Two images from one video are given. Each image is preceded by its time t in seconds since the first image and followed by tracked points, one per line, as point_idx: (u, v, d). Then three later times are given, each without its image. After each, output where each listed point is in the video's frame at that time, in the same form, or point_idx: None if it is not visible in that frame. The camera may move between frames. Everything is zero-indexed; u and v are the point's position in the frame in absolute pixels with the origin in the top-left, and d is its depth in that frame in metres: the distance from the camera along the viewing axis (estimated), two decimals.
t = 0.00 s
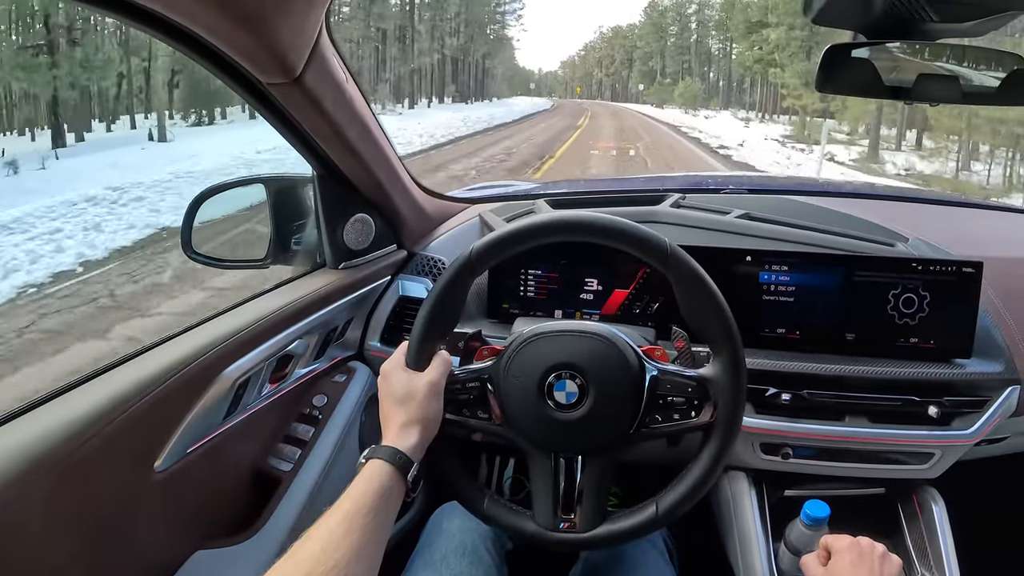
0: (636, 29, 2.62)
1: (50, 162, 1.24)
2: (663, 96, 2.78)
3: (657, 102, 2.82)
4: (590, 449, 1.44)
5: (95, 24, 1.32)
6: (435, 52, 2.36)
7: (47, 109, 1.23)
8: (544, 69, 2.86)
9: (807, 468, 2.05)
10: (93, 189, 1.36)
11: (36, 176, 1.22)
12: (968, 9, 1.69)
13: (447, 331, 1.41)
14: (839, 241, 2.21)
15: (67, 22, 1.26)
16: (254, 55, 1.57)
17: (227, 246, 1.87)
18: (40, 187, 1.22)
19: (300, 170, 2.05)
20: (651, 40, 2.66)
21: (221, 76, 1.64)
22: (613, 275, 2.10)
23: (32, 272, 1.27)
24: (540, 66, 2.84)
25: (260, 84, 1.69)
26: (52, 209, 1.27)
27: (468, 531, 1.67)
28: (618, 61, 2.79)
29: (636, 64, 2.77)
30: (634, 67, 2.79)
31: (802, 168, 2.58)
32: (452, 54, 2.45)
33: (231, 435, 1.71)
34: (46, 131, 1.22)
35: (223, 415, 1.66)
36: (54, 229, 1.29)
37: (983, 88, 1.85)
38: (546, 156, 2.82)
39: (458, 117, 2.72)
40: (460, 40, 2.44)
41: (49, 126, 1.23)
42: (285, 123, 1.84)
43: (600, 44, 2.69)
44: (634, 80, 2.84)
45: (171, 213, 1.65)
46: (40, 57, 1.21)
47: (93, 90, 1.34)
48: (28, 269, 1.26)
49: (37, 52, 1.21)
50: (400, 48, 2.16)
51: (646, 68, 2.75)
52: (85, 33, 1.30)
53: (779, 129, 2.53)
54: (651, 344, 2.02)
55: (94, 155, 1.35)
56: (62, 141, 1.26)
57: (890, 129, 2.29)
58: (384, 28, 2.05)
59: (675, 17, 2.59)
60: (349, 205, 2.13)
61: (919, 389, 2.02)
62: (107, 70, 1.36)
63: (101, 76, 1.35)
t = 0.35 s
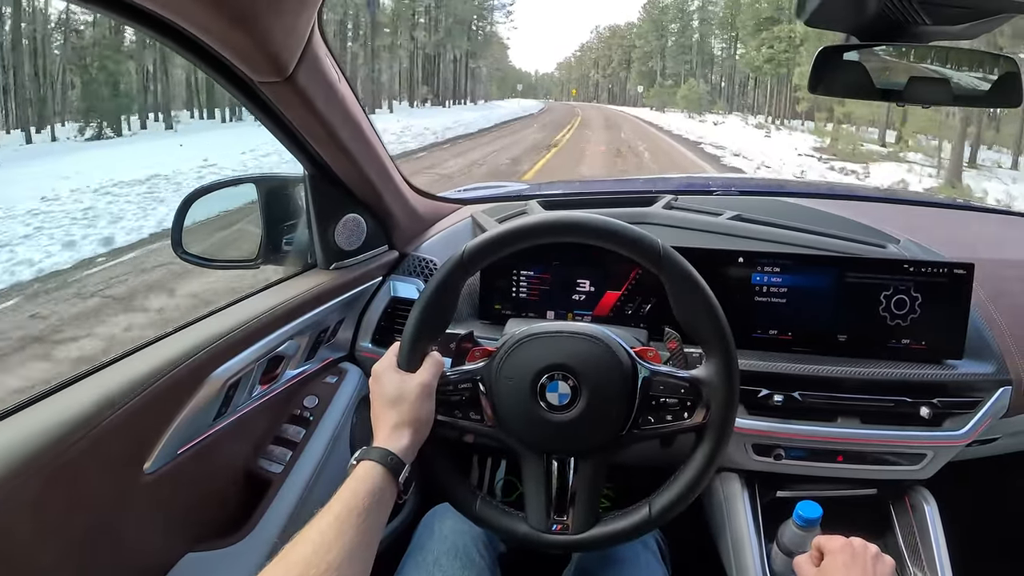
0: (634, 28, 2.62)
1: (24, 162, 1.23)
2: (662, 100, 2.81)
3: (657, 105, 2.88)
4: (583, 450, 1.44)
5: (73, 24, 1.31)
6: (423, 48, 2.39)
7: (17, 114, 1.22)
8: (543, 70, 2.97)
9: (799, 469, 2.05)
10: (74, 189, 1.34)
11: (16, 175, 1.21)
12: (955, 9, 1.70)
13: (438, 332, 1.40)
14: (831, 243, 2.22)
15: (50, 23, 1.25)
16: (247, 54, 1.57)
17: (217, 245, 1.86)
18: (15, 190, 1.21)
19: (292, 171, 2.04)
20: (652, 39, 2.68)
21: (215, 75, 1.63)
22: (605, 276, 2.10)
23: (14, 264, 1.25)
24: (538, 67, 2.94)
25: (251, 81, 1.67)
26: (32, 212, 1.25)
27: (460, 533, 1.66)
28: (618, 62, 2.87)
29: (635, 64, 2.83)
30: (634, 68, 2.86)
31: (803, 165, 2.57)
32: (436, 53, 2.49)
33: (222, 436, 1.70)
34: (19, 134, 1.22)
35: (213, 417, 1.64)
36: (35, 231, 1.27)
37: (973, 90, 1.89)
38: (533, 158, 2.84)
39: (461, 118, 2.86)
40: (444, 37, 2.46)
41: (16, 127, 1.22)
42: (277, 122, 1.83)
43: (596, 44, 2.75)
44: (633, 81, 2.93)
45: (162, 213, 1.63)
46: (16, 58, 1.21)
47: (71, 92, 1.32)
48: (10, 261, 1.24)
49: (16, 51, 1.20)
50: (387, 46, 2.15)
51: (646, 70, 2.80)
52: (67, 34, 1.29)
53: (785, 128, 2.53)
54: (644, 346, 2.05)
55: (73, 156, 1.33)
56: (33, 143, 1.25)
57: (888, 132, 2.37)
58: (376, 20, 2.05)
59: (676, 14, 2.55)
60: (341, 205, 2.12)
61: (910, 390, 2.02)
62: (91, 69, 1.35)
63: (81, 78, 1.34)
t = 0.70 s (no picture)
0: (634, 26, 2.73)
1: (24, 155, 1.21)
2: (665, 101, 2.88)
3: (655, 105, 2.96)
4: (579, 451, 1.43)
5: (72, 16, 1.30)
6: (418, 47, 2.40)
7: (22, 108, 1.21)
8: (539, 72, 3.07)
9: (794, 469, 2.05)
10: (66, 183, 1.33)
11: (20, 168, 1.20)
12: (953, 9, 1.67)
13: (434, 332, 1.39)
14: (826, 243, 2.22)
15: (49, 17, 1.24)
16: (242, 51, 1.55)
17: (209, 242, 1.84)
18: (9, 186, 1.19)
19: (286, 169, 2.03)
20: (654, 36, 2.80)
21: (212, 73, 1.63)
22: (601, 276, 2.09)
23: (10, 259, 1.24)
24: (534, 67, 2.98)
25: (246, 78, 1.66)
26: (26, 204, 1.24)
27: (454, 535, 1.64)
28: (617, 57, 2.98)
29: (635, 62, 2.94)
30: (633, 68, 2.97)
31: (839, 168, 2.62)
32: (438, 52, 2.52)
33: (214, 437, 1.68)
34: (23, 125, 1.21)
35: (206, 417, 1.63)
36: (22, 228, 1.24)
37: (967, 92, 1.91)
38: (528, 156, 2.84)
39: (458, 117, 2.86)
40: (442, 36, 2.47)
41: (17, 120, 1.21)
42: (272, 121, 1.82)
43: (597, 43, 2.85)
44: (633, 81, 3.01)
45: (154, 210, 1.62)
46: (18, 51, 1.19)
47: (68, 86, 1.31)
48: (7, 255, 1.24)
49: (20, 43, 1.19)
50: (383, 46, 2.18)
51: (647, 68, 2.90)
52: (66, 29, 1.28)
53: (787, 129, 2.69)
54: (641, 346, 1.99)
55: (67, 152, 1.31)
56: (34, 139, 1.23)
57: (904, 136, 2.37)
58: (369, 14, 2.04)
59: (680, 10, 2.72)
60: (336, 205, 2.11)
61: (906, 390, 2.02)
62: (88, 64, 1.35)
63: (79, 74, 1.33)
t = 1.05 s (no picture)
0: (634, 23, 2.74)
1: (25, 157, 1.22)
2: (671, 102, 2.84)
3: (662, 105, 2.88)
4: (578, 448, 1.45)
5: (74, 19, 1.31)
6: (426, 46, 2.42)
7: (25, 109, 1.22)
8: (538, 70, 3.09)
9: (788, 467, 2.08)
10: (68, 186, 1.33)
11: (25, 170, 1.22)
12: (946, 15, 1.68)
13: (432, 335, 1.40)
14: (819, 244, 2.25)
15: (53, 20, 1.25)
16: (242, 53, 1.56)
17: (207, 243, 1.85)
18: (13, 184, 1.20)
19: (284, 169, 2.04)
20: (657, 32, 2.76)
21: (212, 73, 1.63)
22: (597, 276, 2.11)
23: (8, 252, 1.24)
24: (533, 68, 2.99)
25: (246, 80, 1.67)
26: (22, 200, 1.23)
27: (453, 534, 1.66)
28: (614, 53, 3.00)
29: (636, 61, 2.95)
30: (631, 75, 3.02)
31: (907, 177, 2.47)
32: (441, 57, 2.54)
33: (214, 438, 1.69)
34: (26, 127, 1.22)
35: (206, 417, 1.64)
36: (30, 222, 1.25)
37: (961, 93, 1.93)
38: (522, 154, 2.86)
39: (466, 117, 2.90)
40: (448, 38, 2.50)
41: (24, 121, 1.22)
42: (271, 122, 1.83)
43: (597, 41, 2.87)
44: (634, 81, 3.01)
45: (155, 210, 1.63)
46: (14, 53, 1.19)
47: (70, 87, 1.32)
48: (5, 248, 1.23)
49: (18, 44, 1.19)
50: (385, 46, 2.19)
51: (650, 66, 2.88)
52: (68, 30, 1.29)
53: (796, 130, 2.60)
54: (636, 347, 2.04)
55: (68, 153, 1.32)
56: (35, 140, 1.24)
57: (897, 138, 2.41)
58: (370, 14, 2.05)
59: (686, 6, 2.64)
60: (334, 205, 2.12)
61: (900, 390, 2.04)
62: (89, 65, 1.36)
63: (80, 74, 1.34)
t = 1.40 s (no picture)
0: (634, 20, 2.53)
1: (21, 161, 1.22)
2: (680, 103, 2.61)
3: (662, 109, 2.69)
4: (576, 448, 1.45)
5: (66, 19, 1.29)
6: (423, 56, 2.42)
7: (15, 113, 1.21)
8: (537, 71, 3.00)
9: (784, 466, 2.09)
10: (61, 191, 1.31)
11: (18, 172, 1.20)
12: (943, 17, 1.69)
13: (428, 337, 1.40)
14: (813, 244, 2.27)
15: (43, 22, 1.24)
16: (239, 52, 1.56)
17: (202, 244, 1.84)
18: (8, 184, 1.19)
19: (279, 170, 2.04)
20: (662, 26, 2.51)
21: (207, 73, 1.63)
22: (593, 277, 2.11)
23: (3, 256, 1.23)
24: (532, 68, 2.94)
25: (243, 80, 1.67)
26: (19, 205, 1.22)
27: (450, 534, 1.66)
28: (609, 57, 2.75)
29: (638, 60, 2.70)
30: (635, 71, 2.75)
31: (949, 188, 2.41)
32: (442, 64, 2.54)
33: (209, 440, 1.69)
34: (17, 130, 1.21)
35: (201, 418, 1.63)
36: (20, 224, 1.24)
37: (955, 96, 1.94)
38: (515, 154, 2.86)
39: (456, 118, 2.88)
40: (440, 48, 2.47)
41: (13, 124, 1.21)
42: (267, 122, 1.83)
43: (596, 40, 2.65)
44: (638, 80, 2.77)
45: (148, 210, 1.62)
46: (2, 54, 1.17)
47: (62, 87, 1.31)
48: None
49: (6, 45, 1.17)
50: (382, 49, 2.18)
51: (653, 65, 2.64)
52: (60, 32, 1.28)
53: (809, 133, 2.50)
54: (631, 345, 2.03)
55: (64, 153, 1.31)
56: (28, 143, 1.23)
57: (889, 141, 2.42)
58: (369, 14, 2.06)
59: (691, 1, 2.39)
60: (329, 207, 2.11)
61: (895, 389, 2.06)
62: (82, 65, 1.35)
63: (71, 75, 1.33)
